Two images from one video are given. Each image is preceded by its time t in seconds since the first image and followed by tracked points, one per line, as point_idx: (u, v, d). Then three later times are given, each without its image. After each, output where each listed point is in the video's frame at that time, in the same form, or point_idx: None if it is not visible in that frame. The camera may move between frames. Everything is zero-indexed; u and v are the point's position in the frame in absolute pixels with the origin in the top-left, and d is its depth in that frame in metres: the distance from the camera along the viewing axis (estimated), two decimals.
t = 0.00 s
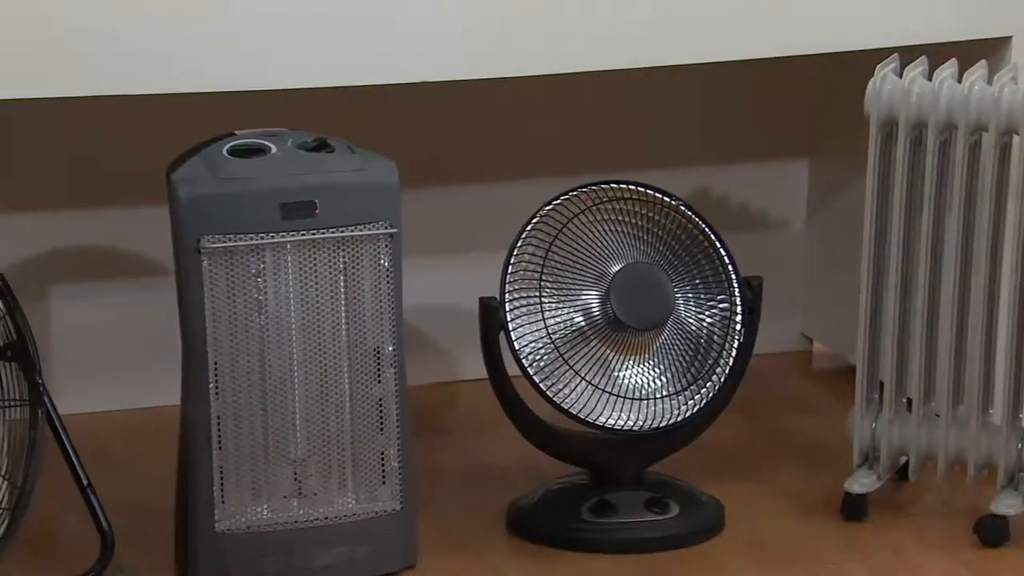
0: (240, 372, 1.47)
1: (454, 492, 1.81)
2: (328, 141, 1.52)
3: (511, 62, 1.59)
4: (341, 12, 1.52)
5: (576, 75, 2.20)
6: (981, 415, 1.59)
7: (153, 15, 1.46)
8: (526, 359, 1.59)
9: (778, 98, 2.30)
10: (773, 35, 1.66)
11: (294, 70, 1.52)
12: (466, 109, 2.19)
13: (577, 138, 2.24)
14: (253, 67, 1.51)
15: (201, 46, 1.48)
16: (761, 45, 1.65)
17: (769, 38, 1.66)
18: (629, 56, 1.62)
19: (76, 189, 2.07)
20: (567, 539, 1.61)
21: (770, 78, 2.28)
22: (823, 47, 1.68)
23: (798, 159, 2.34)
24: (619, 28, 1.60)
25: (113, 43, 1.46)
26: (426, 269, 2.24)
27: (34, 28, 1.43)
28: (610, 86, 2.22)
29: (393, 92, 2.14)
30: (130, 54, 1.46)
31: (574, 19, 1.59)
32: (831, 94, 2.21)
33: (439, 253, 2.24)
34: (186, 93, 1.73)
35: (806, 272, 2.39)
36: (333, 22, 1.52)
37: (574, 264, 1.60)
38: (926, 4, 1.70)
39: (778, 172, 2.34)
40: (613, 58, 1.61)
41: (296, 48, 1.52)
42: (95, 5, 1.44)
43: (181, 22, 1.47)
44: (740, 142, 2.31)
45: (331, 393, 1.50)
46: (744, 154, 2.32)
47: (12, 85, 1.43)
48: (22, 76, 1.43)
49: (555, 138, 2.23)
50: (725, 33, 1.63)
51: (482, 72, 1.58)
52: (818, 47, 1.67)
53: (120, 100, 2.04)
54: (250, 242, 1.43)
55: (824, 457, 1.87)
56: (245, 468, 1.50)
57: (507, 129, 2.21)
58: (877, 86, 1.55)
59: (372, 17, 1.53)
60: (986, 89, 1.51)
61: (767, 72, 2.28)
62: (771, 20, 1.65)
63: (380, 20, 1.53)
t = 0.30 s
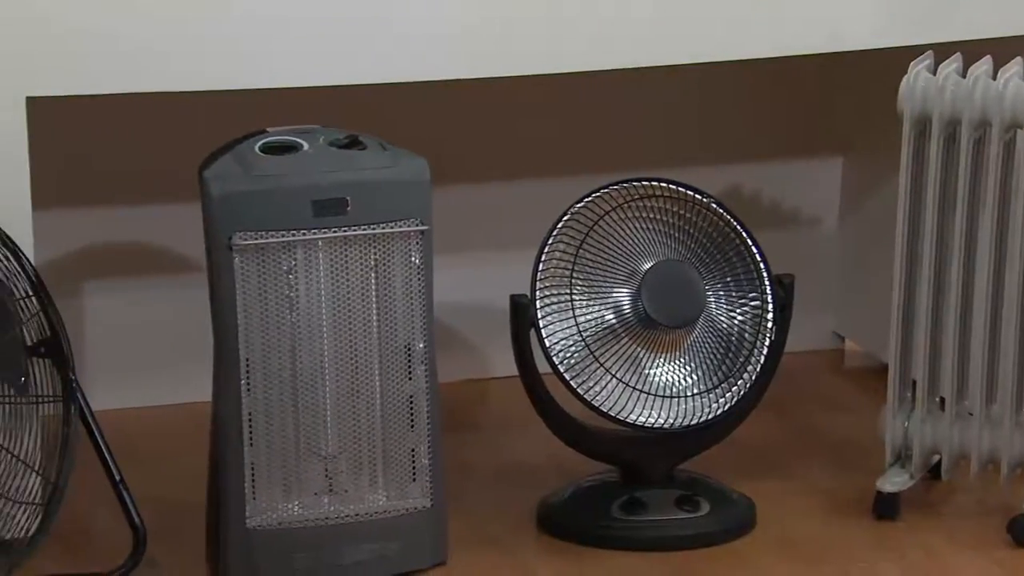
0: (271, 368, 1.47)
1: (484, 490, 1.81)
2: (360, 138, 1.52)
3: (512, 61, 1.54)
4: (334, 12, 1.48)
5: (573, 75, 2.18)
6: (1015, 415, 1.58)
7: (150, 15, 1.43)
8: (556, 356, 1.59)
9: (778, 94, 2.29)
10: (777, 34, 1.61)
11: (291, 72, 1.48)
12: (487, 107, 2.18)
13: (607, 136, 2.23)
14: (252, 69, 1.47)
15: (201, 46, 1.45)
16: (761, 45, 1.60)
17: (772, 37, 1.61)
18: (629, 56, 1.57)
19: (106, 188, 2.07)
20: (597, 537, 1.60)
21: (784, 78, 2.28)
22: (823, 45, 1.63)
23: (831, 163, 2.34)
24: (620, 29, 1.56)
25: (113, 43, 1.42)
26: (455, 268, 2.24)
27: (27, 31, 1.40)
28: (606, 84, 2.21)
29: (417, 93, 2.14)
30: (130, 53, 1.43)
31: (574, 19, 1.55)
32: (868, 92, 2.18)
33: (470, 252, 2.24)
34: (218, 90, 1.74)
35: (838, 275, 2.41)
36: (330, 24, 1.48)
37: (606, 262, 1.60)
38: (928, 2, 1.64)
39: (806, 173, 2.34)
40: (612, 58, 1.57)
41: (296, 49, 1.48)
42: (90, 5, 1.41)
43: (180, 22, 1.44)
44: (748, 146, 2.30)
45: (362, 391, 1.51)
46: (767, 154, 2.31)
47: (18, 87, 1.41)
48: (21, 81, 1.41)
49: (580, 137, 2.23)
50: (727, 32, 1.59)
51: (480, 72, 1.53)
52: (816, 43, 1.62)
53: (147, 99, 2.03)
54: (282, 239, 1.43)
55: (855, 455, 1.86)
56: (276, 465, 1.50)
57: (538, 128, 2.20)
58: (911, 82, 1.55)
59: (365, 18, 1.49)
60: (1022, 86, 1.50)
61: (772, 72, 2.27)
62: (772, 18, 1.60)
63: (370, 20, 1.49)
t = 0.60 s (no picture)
0: (302, 364, 1.47)
1: (514, 486, 1.81)
2: (392, 135, 1.52)
3: (514, 61, 1.55)
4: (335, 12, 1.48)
5: (556, 75, 2.17)
6: None
7: (150, 14, 1.43)
8: (587, 353, 1.59)
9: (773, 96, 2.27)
10: (772, 36, 1.61)
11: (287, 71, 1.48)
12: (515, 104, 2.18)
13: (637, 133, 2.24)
14: (253, 68, 1.47)
15: (201, 46, 1.45)
16: (753, 45, 1.61)
17: (765, 39, 1.61)
18: (624, 55, 1.58)
19: (136, 184, 2.07)
20: (627, 534, 1.60)
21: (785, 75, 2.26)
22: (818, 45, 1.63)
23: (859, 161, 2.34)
24: (619, 28, 1.57)
25: (112, 43, 1.43)
26: (485, 264, 2.24)
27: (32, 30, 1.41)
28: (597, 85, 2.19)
29: (443, 92, 2.14)
30: (130, 53, 1.43)
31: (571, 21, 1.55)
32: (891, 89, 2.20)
33: (501, 249, 2.24)
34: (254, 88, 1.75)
35: (871, 272, 2.40)
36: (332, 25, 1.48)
37: (637, 259, 1.60)
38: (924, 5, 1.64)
39: (838, 167, 2.34)
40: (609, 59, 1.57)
41: (296, 49, 1.48)
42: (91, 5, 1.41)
43: (180, 22, 1.44)
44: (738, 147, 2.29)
45: (392, 387, 1.51)
46: (796, 153, 2.31)
47: (54, 85, 1.43)
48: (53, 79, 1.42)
49: (605, 134, 2.23)
50: (724, 31, 1.59)
51: (479, 73, 1.54)
52: (807, 44, 1.62)
53: (174, 98, 2.03)
54: (313, 236, 1.43)
55: (887, 453, 1.86)
56: (307, 461, 1.50)
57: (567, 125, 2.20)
58: (945, 78, 1.54)
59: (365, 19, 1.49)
60: None
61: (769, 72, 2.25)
62: (768, 18, 1.60)
63: (367, 20, 1.49)
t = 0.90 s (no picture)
0: (333, 360, 1.48)
1: (544, 483, 1.81)
2: (423, 131, 1.52)
3: (512, 61, 1.54)
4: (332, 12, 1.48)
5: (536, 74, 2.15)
6: None
7: (153, 14, 1.43)
8: (617, 350, 1.59)
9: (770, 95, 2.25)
10: (768, 37, 1.60)
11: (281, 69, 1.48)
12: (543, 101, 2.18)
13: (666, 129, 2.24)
14: (263, 68, 1.47)
15: (207, 46, 1.45)
16: (746, 45, 1.60)
17: (762, 40, 1.60)
18: (620, 55, 1.57)
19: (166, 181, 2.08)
20: (658, 532, 1.60)
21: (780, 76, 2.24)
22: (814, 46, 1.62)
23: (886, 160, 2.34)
24: (619, 28, 1.56)
25: (113, 42, 1.43)
26: (514, 261, 2.24)
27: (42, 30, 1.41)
28: (614, 82, 2.19)
29: (469, 89, 2.14)
30: (130, 53, 1.44)
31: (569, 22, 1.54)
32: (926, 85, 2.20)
33: (529, 246, 2.24)
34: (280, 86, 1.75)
35: (902, 268, 2.40)
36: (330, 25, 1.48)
37: (667, 256, 1.60)
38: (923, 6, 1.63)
39: (869, 163, 2.33)
40: (609, 59, 1.57)
41: (296, 49, 1.48)
42: (93, 4, 1.41)
43: (183, 22, 1.44)
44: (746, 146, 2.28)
45: (423, 384, 1.51)
46: (824, 150, 2.31)
47: (72, 83, 1.43)
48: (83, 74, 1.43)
49: (631, 130, 2.22)
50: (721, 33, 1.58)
51: (477, 72, 1.53)
52: (802, 46, 1.61)
53: (202, 95, 2.04)
54: (344, 232, 1.44)
55: (919, 450, 1.85)
56: (338, 457, 1.51)
57: (597, 121, 2.20)
58: (979, 76, 1.54)
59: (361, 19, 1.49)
60: None
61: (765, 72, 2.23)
62: (764, 19, 1.59)
63: (363, 20, 1.49)
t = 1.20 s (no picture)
0: (363, 357, 1.48)
1: (575, 480, 1.81)
2: (454, 128, 1.52)
3: (500, 61, 1.52)
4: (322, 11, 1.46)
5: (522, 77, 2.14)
6: None
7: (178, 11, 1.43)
8: (648, 348, 1.59)
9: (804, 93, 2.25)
10: (764, 34, 1.58)
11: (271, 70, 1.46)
12: (574, 99, 2.18)
13: (699, 126, 2.23)
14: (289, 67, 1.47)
15: (236, 44, 1.45)
16: (735, 45, 1.57)
17: (758, 37, 1.58)
18: (615, 55, 1.55)
19: (196, 178, 2.09)
20: (686, 530, 1.60)
21: (802, 74, 2.24)
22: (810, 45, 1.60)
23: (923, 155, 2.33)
24: (619, 27, 1.54)
25: (114, 43, 1.43)
26: (544, 258, 2.24)
27: (68, 30, 1.41)
28: (646, 79, 2.19)
29: (495, 85, 2.14)
30: (164, 51, 1.44)
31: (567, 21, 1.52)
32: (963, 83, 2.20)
33: (560, 243, 2.24)
34: (315, 81, 1.75)
35: (935, 266, 2.38)
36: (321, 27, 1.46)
37: (699, 253, 1.59)
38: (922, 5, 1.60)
39: (901, 159, 2.32)
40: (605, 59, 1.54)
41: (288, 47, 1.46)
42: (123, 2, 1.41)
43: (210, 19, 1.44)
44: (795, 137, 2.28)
45: (453, 381, 1.51)
46: (856, 147, 2.30)
47: (102, 80, 1.43)
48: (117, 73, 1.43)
49: (661, 126, 2.22)
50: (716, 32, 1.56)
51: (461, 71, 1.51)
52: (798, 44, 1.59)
53: (229, 90, 2.05)
54: (375, 230, 1.44)
55: (952, 448, 1.85)
56: (369, 454, 1.51)
57: (630, 119, 2.21)
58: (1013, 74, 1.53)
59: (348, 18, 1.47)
60: None
61: (796, 68, 2.23)
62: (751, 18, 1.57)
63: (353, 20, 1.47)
